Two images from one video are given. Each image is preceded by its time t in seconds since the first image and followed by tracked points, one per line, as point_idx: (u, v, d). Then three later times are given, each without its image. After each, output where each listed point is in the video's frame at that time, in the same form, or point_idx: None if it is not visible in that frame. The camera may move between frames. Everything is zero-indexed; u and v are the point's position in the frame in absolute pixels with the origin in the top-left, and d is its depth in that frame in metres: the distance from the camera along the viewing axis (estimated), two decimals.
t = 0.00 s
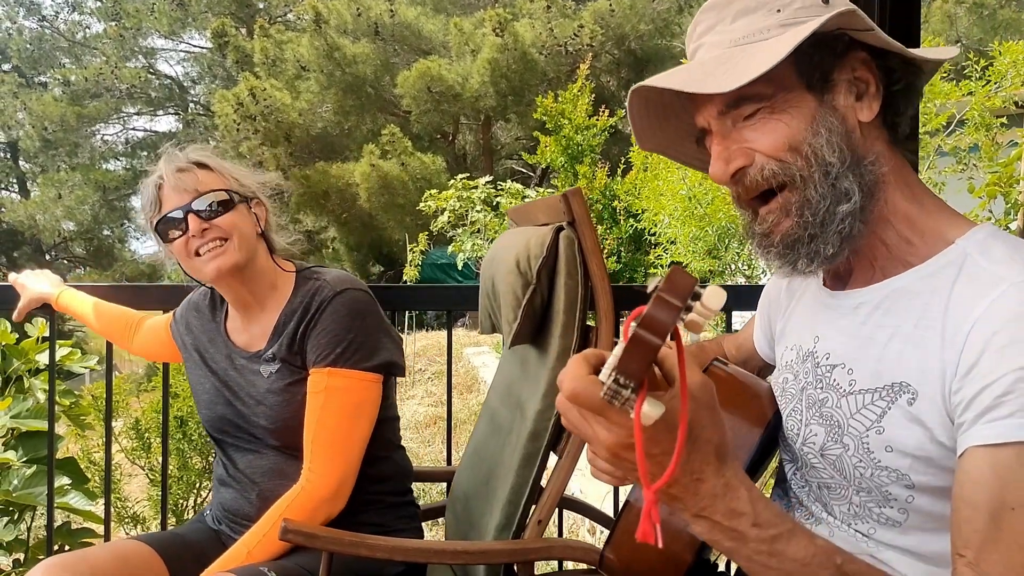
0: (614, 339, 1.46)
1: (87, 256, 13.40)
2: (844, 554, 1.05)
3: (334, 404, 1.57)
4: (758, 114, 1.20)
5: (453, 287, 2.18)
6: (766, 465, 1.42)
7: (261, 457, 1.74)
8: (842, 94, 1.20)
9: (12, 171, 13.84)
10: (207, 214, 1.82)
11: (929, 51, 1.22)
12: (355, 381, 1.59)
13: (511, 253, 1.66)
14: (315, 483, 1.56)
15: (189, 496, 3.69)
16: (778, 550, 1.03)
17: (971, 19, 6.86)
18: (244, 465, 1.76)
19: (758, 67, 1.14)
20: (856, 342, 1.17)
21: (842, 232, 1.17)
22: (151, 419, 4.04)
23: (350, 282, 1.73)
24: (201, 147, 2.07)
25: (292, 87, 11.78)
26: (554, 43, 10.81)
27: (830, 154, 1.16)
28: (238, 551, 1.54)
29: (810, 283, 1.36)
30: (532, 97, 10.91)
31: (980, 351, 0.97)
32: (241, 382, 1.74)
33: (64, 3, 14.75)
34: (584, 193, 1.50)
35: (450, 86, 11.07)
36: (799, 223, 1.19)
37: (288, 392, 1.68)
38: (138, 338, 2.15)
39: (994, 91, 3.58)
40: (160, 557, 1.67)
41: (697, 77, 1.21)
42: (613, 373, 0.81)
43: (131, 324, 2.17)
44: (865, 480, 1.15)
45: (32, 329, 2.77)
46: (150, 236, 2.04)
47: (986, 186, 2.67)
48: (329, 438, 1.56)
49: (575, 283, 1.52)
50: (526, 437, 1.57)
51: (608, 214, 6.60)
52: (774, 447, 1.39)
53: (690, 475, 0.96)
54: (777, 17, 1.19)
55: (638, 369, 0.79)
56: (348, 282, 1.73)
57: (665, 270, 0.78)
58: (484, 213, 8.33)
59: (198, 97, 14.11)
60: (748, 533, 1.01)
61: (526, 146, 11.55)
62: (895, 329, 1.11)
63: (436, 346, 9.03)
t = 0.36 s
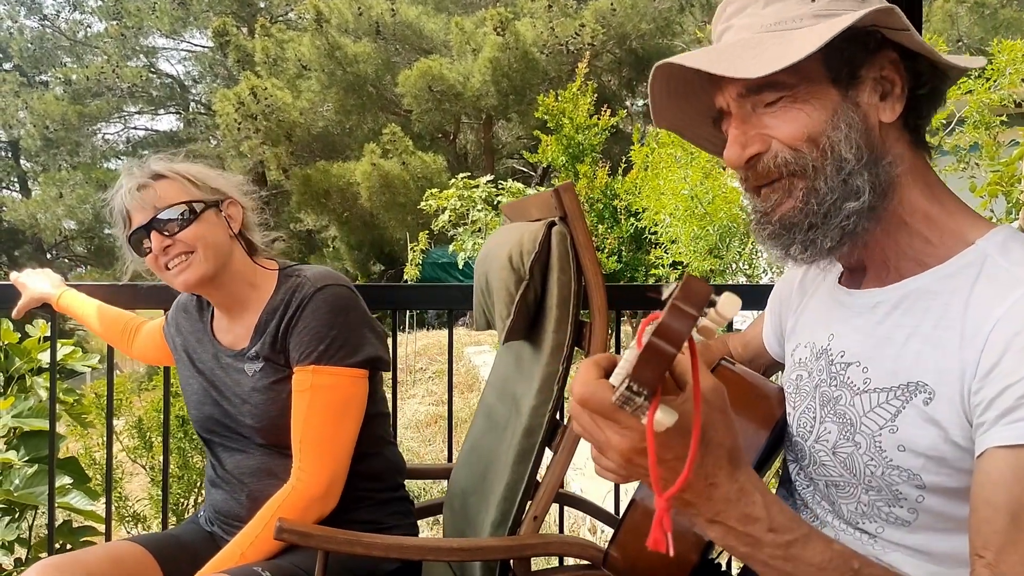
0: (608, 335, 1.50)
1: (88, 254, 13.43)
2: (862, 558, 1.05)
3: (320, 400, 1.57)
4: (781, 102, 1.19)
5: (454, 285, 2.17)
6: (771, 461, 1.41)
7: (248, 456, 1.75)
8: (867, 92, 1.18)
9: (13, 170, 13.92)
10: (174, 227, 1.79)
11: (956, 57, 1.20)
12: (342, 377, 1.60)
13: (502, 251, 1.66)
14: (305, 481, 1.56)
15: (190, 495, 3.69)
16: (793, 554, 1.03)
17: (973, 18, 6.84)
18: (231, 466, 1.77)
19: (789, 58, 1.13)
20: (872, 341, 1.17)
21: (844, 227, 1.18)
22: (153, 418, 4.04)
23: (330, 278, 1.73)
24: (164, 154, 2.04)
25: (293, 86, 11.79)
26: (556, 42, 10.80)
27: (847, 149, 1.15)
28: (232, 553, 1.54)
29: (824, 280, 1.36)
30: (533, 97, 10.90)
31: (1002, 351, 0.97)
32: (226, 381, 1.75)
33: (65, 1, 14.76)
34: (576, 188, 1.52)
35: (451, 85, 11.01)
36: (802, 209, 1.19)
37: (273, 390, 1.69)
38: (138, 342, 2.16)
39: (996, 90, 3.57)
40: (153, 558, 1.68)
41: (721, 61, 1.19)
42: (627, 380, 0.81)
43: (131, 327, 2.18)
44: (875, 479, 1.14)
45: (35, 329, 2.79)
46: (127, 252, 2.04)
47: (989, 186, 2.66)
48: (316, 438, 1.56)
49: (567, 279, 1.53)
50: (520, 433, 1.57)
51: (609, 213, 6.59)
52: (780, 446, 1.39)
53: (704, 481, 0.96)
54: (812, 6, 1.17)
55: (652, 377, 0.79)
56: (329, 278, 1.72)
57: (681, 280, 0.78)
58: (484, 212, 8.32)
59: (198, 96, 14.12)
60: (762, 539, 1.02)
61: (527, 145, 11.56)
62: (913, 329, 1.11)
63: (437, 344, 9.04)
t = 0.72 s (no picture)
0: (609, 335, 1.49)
1: (89, 253, 13.44)
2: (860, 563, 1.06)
3: (323, 400, 1.58)
4: (791, 99, 1.19)
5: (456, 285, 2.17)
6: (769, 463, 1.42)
7: (250, 455, 1.75)
8: (878, 93, 1.18)
9: (15, 168, 13.99)
10: (196, 226, 1.80)
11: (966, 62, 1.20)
12: (343, 376, 1.60)
13: (507, 249, 1.66)
14: (308, 481, 1.56)
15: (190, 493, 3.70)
16: (786, 568, 1.04)
17: (975, 17, 6.83)
18: (233, 464, 1.77)
19: (805, 55, 1.11)
20: (872, 343, 1.17)
21: (846, 228, 1.18)
22: (154, 417, 4.05)
23: (332, 277, 1.74)
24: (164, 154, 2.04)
25: (294, 85, 11.80)
26: (557, 41, 10.80)
27: (855, 151, 1.15)
28: (234, 550, 1.54)
29: (823, 280, 1.36)
30: (534, 95, 10.91)
31: (1001, 355, 0.97)
32: (227, 380, 1.75)
33: None
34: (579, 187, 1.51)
35: (453, 84, 11.01)
36: (806, 210, 1.19)
37: (274, 390, 1.69)
38: (138, 339, 2.16)
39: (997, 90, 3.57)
40: (156, 554, 1.68)
41: (733, 53, 1.18)
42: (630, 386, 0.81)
43: (131, 324, 2.19)
44: (874, 482, 1.15)
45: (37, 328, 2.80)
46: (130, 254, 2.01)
47: (989, 186, 2.66)
48: (320, 438, 1.57)
49: (571, 278, 1.53)
50: (522, 433, 1.58)
51: (610, 212, 6.60)
52: (781, 444, 1.40)
53: (697, 490, 0.99)
54: (828, 3, 1.15)
55: (657, 383, 0.79)
56: (329, 277, 1.73)
57: (684, 286, 0.78)
58: (485, 211, 8.31)
59: (199, 95, 14.16)
60: (755, 552, 1.03)
61: (528, 144, 11.55)
62: (913, 332, 1.11)
63: (438, 343, 9.05)
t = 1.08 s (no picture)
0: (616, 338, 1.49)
1: (89, 251, 13.43)
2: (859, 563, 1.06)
3: (342, 401, 1.59)
4: (782, 101, 1.19)
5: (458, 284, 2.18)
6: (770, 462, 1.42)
7: (262, 452, 1.76)
8: (870, 93, 1.18)
9: (15, 166, 13.98)
10: (243, 224, 1.79)
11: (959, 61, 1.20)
12: (362, 380, 1.61)
13: (513, 250, 1.66)
14: (318, 482, 1.57)
15: (190, 491, 3.70)
16: (790, 563, 1.04)
17: (975, 17, 6.83)
18: (244, 460, 1.78)
19: (795, 57, 1.12)
20: (874, 343, 1.17)
21: (858, 231, 1.17)
22: (153, 415, 4.05)
23: (359, 280, 1.74)
24: (201, 149, 2.00)
25: (295, 83, 11.80)
26: (557, 39, 10.82)
27: (850, 152, 1.16)
28: (241, 547, 1.55)
29: (824, 279, 1.37)
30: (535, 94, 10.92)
31: (1003, 354, 0.98)
32: (244, 375, 1.76)
33: None
34: (587, 188, 1.51)
35: (453, 82, 11.02)
36: (816, 223, 1.19)
37: (293, 388, 1.70)
38: (139, 324, 2.16)
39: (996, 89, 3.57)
40: (161, 550, 1.68)
41: (727, 55, 1.18)
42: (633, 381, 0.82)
43: (132, 310, 2.18)
44: (875, 481, 1.15)
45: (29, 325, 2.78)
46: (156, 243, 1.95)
47: (989, 184, 2.66)
48: (334, 439, 1.57)
49: (577, 280, 1.53)
50: (527, 433, 1.58)
51: (611, 210, 6.61)
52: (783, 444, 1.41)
53: (699, 485, 0.99)
54: (819, 3, 1.16)
55: (659, 378, 0.79)
56: (356, 279, 1.74)
57: (686, 281, 0.77)
58: (485, 210, 8.32)
59: (200, 93, 14.18)
60: (758, 545, 1.03)
61: (529, 142, 11.57)
62: (915, 332, 1.11)
63: (438, 341, 9.06)
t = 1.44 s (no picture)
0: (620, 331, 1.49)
1: (89, 247, 13.43)
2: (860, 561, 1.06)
3: (353, 401, 1.59)
4: (790, 95, 1.19)
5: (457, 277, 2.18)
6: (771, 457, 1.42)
7: (268, 445, 1.76)
8: (879, 83, 1.18)
9: (15, 162, 13.97)
10: (276, 218, 1.78)
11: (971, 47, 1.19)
12: (374, 383, 1.61)
13: (516, 244, 1.66)
14: (325, 481, 1.57)
15: (191, 487, 3.70)
16: (787, 564, 1.05)
17: (976, 12, 6.82)
18: (250, 452, 1.78)
19: (799, 53, 1.11)
20: (878, 337, 1.17)
21: (851, 222, 1.18)
22: (154, 410, 4.06)
23: (379, 281, 1.74)
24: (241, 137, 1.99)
25: (295, 79, 11.79)
26: (557, 35, 10.82)
27: (857, 142, 1.16)
28: (243, 542, 1.55)
29: (827, 272, 1.37)
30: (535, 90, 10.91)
31: (1008, 351, 0.97)
32: (257, 367, 1.77)
33: None
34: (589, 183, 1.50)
35: (453, 78, 11.01)
36: (811, 208, 1.20)
37: (306, 383, 1.70)
38: (151, 295, 2.19)
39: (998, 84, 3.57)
40: (162, 544, 1.69)
41: (731, 52, 1.17)
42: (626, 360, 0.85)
43: (143, 282, 2.21)
44: (877, 476, 1.15)
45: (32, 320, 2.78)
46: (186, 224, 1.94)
47: (990, 178, 2.66)
48: (342, 435, 1.58)
49: (580, 274, 1.53)
50: (531, 427, 1.59)
51: (611, 206, 6.61)
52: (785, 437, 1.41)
53: (697, 490, 1.00)
54: None
55: (650, 358, 0.82)
56: (376, 281, 1.74)
57: (681, 261, 0.79)
58: (486, 205, 8.32)
59: (200, 89, 14.21)
60: (757, 549, 1.04)
61: (529, 138, 11.57)
62: (919, 327, 1.11)
63: (438, 337, 9.07)
